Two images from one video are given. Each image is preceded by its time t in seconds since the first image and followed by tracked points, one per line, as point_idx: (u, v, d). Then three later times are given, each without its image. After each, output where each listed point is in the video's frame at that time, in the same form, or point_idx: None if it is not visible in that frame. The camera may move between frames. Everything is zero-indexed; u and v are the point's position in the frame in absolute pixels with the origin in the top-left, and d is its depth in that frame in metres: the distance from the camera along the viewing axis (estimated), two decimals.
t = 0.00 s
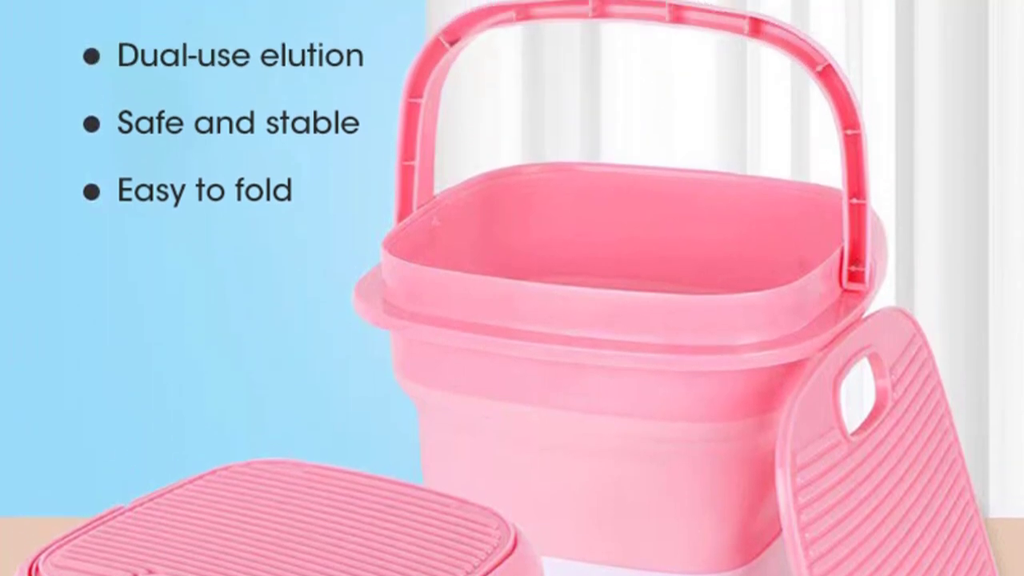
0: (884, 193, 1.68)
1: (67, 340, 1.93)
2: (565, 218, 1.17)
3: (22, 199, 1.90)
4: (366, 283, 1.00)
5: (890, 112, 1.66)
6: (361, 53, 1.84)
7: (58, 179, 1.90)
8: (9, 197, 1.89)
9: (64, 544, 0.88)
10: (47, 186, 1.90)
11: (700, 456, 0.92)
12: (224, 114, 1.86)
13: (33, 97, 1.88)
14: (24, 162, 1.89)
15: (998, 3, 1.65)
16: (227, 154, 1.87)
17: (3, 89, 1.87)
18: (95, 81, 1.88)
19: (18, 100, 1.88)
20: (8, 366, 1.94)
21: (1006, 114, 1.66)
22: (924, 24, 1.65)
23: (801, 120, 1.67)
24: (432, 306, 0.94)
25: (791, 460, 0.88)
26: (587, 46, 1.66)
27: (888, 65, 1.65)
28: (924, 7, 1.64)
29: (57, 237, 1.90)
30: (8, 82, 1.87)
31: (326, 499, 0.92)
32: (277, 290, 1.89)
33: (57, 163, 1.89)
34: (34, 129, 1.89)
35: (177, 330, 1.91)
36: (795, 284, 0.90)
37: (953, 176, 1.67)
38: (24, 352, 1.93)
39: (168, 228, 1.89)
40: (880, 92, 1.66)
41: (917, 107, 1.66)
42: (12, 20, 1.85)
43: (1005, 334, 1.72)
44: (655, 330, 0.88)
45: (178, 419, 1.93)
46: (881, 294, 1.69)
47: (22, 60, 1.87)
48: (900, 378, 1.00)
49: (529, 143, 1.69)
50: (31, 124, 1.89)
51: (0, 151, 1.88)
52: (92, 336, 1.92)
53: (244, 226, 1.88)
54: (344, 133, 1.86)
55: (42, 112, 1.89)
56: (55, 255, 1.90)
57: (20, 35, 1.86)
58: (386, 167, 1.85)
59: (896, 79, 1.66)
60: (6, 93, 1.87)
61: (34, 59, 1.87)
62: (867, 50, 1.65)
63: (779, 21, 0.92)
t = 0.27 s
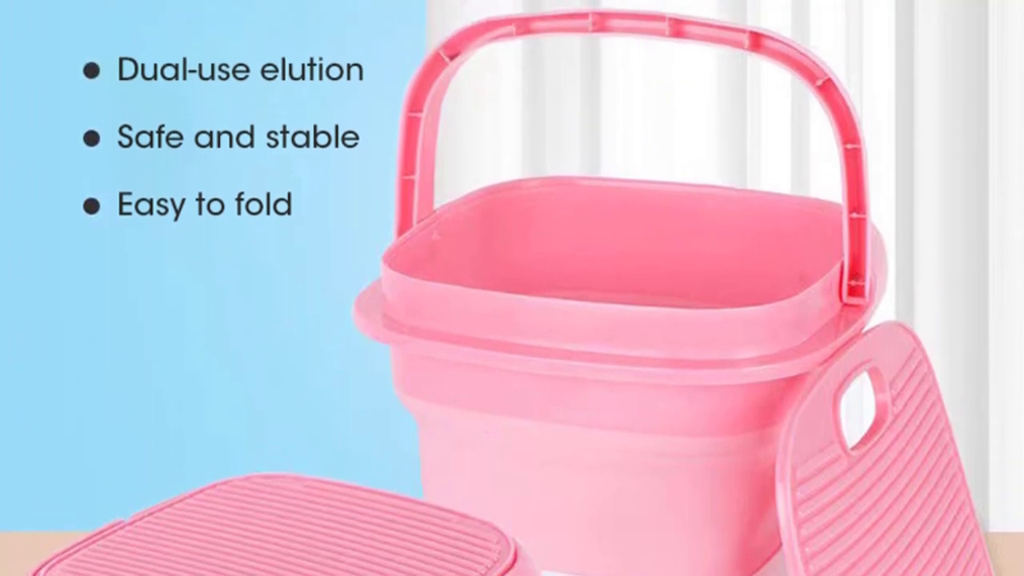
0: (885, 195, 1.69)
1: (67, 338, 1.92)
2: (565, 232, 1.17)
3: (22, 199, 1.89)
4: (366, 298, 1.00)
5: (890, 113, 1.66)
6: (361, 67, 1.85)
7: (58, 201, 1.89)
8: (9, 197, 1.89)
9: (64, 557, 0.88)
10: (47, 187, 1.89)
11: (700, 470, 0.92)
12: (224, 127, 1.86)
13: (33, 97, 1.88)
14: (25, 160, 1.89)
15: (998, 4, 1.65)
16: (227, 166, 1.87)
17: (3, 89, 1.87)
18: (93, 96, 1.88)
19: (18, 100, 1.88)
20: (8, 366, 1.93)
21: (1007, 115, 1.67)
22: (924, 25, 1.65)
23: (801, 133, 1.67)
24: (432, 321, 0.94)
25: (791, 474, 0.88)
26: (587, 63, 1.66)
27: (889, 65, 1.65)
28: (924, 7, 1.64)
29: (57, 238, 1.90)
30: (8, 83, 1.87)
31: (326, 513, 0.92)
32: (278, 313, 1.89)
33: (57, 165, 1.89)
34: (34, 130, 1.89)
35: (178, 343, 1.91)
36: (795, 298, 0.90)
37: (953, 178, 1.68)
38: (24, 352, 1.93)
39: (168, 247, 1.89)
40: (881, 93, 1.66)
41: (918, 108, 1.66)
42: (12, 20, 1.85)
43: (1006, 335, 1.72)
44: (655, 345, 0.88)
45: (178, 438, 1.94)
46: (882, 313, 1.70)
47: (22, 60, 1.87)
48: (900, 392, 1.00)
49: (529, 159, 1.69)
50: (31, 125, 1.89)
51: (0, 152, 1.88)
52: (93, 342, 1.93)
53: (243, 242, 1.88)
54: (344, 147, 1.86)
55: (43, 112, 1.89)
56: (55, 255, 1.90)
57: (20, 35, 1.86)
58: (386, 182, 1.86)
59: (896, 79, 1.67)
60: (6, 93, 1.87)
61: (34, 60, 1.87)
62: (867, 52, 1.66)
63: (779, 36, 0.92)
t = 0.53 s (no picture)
0: (884, 192, 1.70)
1: (67, 341, 1.90)
2: (565, 244, 1.17)
3: (22, 199, 1.88)
4: (366, 310, 1.00)
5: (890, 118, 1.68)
6: (361, 79, 1.84)
7: (57, 208, 1.88)
8: (9, 197, 1.87)
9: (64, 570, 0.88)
10: (47, 186, 1.88)
11: (700, 482, 0.92)
12: (224, 140, 1.86)
13: (33, 97, 1.87)
14: (25, 161, 1.87)
15: (998, 3, 1.66)
16: (227, 179, 1.87)
17: (3, 88, 1.85)
18: (93, 107, 1.87)
19: (18, 100, 1.86)
20: (8, 366, 1.91)
21: (1006, 113, 1.68)
22: (924, 21, 1.66)
23: (801, 145, 1.67)
24: (432, 333, 0.94)
25: (791, 486, 0.88)
26: (587, 77, 1.66)
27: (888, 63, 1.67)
28: (924, 4, 1.65)
29: (56, 239, 1.88)
30: (8, 83, 1.86)
31: (326, 525, 0.92)
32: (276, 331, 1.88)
33: (57, 167, 1.88)
34: (34, 130, 1.87)
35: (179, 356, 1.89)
36: (795, 311, 0.90)
37: (953, 176, 1.69)
38: (24, 353, 1.91)
39: (168, 261, 1.88)
40: (881, 90, 1.67)
41: (918, 105, 1.67)
42: (12, 20, 1.84)
43: (1006, 334, 1.73)
44: (655, 357, 0.88)
45: (178, 460, 1.92)
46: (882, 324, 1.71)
47: (22, 61, 1.86)
48: (900, 405, 1.00)
49: (529, 172, 1.69)
50: (31, 125, 1.87)
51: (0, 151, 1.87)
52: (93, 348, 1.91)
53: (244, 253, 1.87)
54: (344, 160, 1.86)
55: (42, 113, 1.87)
56: (55, 256, 1.88)
57: (20, 35, 1.85)
58: (386, 198, 1.86)
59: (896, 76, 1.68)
60: (7, 92, 1.85)
61: (34, 60, 1.86)
62: (867, 51, 1.67)
63: (779, 48, 0.92)
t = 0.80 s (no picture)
0: (884, 195, 1.70)
1: (67, 341, 1.89)
2: (565, 256, 1.18)
3: (21, 199, 1.86)
4: (366, 321, 1.00)
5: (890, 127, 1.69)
6: (361, 91, 1.81)
7: (56, 211, 1.87)
8: (9, 197, 1.86)
9: None
10: (47, 186, 1.86)
11: (701, 493, 0.92)
12: (224, 151, 1.84)
13: (33, 97, 1.85)
14: (24, 161, 1.86)
15: (998, 5, 1.67)
16: (227, 192, 1.85)
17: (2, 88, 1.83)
18: (93, 120, 1.85)
19: (18, 100, 1.84)
20: (7, 366, 1.89)
21: (1007, 114, 1.69)
22: (924, 22, 1.67)
23: (801, 163, 1.68)
24: (432, 344, 0.94)
25: (791, 497, 0.88)
26: (586, 88, 1.66)
27: (888, 64, 1.67)
28: (924, 4, 1.66)
29: (56, 240, 1.87)
30: (8, 83, 1.84)
31: (326, 537, 0.92)
32: (276, 347, 1.87)
33: (56, 170, 1.86)
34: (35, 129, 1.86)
35: (178, 366, 1.88)
36: (796, 322, 0.90)
37: (954, 176, 1.69)
38: (24, 352, 1.89)
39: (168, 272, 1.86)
40: (881, 90, 1.68)
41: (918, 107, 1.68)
42: (12, 20, 1.82)
43: (1006, 335, 1.74)
44: (656, 369, 0.88)
45: (178, 468, 1.90)
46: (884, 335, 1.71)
47: (22, 60, 1.84)
48: (900, 416, 1.00)
49: (529, 183, 1.69)
50: (31, 124, 1.85)
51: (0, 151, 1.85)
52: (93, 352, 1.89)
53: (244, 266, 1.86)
54: (344, 171, 1.84)
55: (43, 112, 1.85)
56: (55, 256, 1.87)
57: (20, 35, 1.83)
58: (386, 208, 1.84)
59: (896, 78, 1.69)
60: (6, 92, 1.84)
61: (33, 59, 1.84)
62: (867, 53, 1.68)
63: (779, 59, 0.92)
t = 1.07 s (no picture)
0: (883, 196, 1.67)
1: (67, 346, 1.79)
2: (565, 268, 1.18)
3: (21, 199, 1.77)
4: (366, 333, 1.00)
5: (890, 136, 1.66)
6: (361, 101, 1.74)
7: (57, 219, 1.77)
8: (9, 197, 1.76)
9: None
10: (47, 185, 1.77)
11: (700, 504, 0.92)
12: (224, 162, 1.76)
13: (33, 97, 1.75)
14: (24, 160, 1.76)
15: (999, 3, 1.64)
16: (227, 202, 1.78)
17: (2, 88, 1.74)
18: (93, 130, 1.76)
19: (18, 99, 1.75)
20: (7, 366, 1.79)
21: (1007, 112, 1.66)
22: (924, 20, 1.64)
23: (801, 172, 1.67)
24: (432, 355, 0.94)
25: (791, 508, 0.88)
26: (586, 99, 1.67)
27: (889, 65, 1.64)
28: (924, 3, 1.63)
29: (56, 239, 1.77)
30: (8, 83, 1.74)
31: (326, 548, 0.92)
32: (276, 357, 1.79)
33: (56, 169, 1.77)
34: (35, 130, 1.76)
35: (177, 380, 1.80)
36: (796, 333, 0.90)
37: (953, 176, 1.66)
38: (24, 352, 1.79)
39: (169, 285, 1.78)
40: (881, 91, 1.65)
41: (917, 106, 1.65)
42: (12, 20, 1.73)
43: (1006, 335, 1.70)
44: (655, 380, 0.88)
45: (178, 483, 1.81)
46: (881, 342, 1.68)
47: (22, 60, 1.74)
48: (900, 427, 1.00)
49: (529, 194, 1.69)
50: (32, 124, 1.76)
51: None
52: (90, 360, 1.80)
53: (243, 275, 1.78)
54: (343, 182, 1.76)
55: (43, 113, 1.76)
56: (55, 255, 1.77)
57: (20, 36, 1.74)
58: (386, 219, 1.76)
59: (896, 78, 1.66)
60: (6, 92, 1.74)
61: (33, 59, 1.74)
62: (867, 54, 1.65)
63: (779, 70, 0.92)
